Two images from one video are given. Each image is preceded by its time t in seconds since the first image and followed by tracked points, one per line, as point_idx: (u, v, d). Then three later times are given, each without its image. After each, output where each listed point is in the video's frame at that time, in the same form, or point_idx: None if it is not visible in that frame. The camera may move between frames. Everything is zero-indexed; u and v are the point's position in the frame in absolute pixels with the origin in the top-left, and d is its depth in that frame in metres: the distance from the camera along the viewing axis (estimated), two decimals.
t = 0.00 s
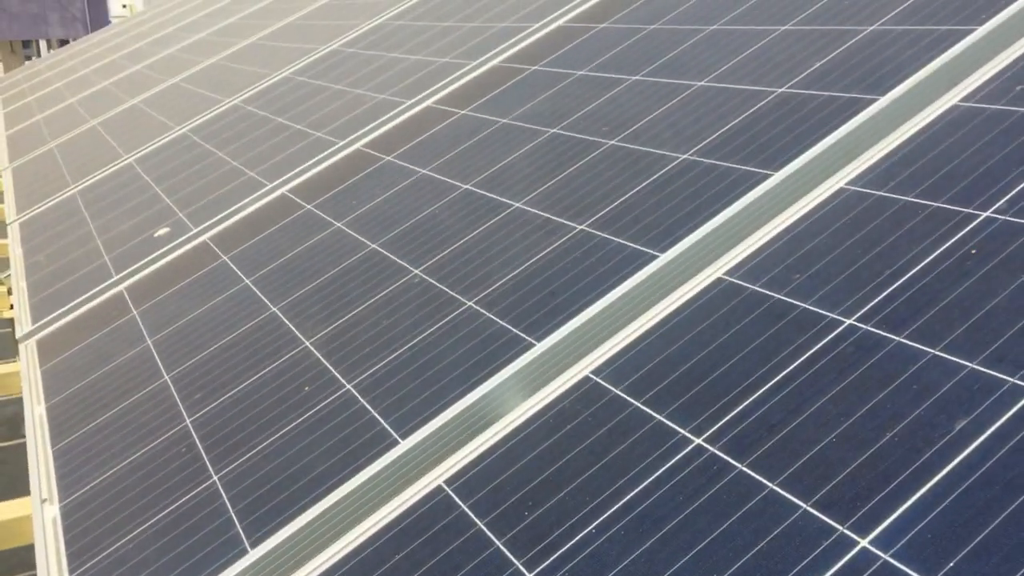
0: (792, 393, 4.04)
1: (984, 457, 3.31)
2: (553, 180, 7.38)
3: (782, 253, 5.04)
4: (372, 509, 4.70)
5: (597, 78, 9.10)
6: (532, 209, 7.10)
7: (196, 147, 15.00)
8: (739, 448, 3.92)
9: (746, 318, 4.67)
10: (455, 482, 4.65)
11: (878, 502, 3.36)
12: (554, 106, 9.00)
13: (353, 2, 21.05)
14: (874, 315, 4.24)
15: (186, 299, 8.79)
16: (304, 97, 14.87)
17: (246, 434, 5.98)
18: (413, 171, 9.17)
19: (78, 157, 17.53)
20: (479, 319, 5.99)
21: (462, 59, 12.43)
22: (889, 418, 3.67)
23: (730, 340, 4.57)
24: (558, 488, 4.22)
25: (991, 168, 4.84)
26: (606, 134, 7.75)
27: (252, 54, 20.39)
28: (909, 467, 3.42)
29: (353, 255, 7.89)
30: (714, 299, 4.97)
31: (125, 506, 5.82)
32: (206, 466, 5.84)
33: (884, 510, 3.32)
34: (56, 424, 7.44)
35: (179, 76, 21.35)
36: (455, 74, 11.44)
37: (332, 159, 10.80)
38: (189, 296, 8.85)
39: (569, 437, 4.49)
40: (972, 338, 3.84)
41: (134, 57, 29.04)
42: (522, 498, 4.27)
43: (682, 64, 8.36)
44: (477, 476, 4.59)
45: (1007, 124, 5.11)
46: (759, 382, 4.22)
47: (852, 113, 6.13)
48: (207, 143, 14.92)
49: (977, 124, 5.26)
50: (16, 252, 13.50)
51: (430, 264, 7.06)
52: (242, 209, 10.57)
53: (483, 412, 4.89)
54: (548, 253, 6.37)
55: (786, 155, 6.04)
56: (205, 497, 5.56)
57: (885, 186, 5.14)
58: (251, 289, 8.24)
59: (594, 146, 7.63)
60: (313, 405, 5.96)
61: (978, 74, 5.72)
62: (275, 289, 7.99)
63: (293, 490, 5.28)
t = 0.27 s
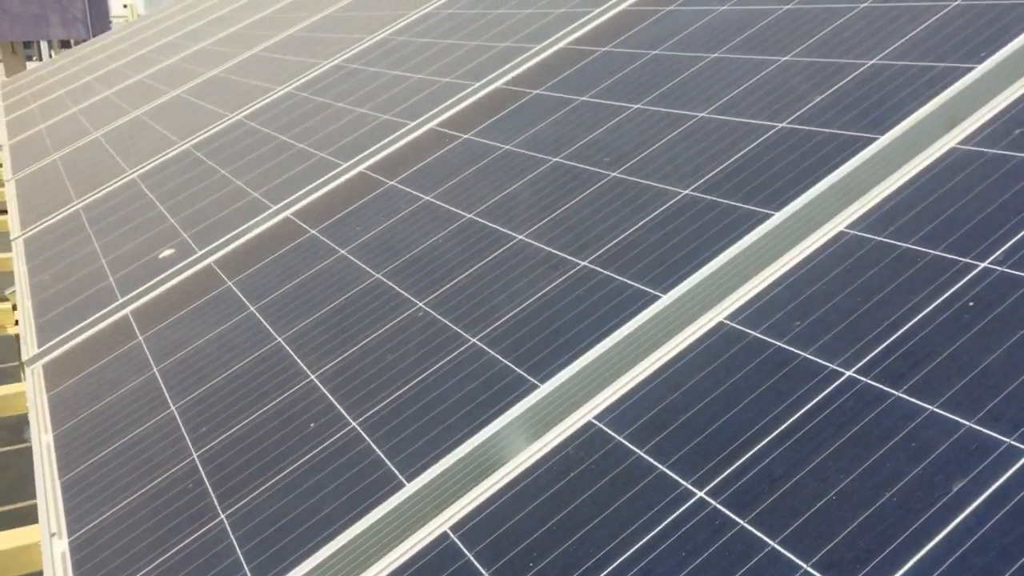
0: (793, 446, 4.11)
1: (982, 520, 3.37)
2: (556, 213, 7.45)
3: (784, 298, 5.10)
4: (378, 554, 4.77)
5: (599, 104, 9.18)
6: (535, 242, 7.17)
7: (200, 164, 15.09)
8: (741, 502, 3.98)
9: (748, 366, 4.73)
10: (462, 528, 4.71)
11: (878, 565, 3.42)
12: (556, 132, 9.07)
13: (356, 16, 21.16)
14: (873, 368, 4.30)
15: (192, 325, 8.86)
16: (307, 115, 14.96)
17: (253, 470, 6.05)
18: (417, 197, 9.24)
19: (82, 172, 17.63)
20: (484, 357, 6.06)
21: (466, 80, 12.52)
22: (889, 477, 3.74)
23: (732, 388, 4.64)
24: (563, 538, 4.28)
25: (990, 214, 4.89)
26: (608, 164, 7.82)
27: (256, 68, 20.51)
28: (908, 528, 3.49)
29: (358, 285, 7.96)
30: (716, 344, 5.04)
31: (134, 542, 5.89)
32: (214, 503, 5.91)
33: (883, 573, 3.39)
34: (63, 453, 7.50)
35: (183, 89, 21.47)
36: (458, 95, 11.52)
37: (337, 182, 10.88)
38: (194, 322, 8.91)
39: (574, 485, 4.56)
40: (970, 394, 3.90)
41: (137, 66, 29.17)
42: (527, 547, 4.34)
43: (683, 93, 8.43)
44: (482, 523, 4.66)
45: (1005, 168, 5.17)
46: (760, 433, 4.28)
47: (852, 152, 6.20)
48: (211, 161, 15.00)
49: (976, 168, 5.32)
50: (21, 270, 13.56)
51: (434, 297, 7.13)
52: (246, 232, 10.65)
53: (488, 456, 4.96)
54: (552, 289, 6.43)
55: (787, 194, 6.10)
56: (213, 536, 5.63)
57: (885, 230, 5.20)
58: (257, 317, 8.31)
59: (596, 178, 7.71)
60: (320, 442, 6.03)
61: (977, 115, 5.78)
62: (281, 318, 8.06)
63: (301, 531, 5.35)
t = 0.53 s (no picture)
0: (797, 490, 4.17)
1: (983, 571, 3.43)
2: (560, 240, 7.51)
3: (786, 336, 5.16)
4: None
5: (602, 127, 9.24)
6: (540, 270, 7.23)
7: (204, 179, 15.16)
8: (745, 546, 4.04)
9: (751, 405, 4.79)
10: (469, 566, 4.78)
11: None
12: (559, 155, 9.14)
13: (358, 29, 21.26)
14: (875, 411, 4.36)
15: (198, 347, 8.92)
16: (311, 130, 15.04)
17: (260, 500, 6.12)
18: (421, 219, 9.30)
19: (87, 186, 17.71)
20: (489, 389, 6.12)
21: (469, 98, 12.59)
22: (890, 524, 3.80)
23: (736, 428, 4.69)
24: None
25: (990, 255, 4.94)
26: (611, 191, 7.88)
27: (259, 80, 20.60)
28: None
29: (362, 309, 8.02)
30: (719, 381, 5.10)
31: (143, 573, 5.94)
32: (222, 534, 5.97)
33: None
34: (71, 477, 7.56)
35: (187, 101, 21.57)
36: (461, 113, 11.60)
37: (341, 201, 10.95)
38: (200, 344, 8.97)
39: (579, 525, 4.63)
40: (970, 442, 3.96)
41: (140, 74, 29.26)
42: None
43: (685, 118, 8.50)
44: (490, 562, 4.73)
45: (1005, 206, 5.24)
46: (764, 476, 4.34)
47: (853, 185, 6.26)
48: (214, 176, 15.07)
49: (975, 207, 5.38)
50: (26, 285, 13.61)
51: (439, 324, 7.19)
52: (250, 251, 10.72)
53: (495, 492, 5.01)
54: (555, 320, 6.50)
55: (790, 228, 6.17)
56: (222, 568, 5.69)
57: (886, 268, 5.26)
58: (263, 340, 8.37)
59: (600, 204, 7.77)
60: (327, 473, 6.09)
61: (976, 151, 5.84)
62: (286, 342, 8.13)
63: (309, 565, 5.41)
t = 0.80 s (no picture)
0: (803, 531, 4.22)
1: None
2: (566, 265, 7.57)
3: (792, 371, 5.21)
4: None
5: (606, 149, 9.30)
6: (545, 295, 7.29)
7: (209, 192, 15.22)
8: None
9: (757, 442, 4.84)
10: None
11: None
12: (564, 176, 9.19)
13: (361, 40, 21.36)
14: (880, 451, 4.41)
15: (205, 367, 8.97)
16: (315, 143, 15.11)
17: (269, 528, 6.17)
18: (427, 240, 9.36)
19: (92, 198, 17.78)
20: (497, 417, 6.18)
21: (473, 114, 12.66)
22: (896, 568, 3.85)
23: (742, 465, 4.75)
24: None
25: (993, 292, 4.99)
26: (616, 215, 7.94)
27: (262, 92, 20.68)
28: None
29: (369, 332, 8.08)
30: (725, 416, 5.15)
31: None
32: (232, 562, 6.03)
33: None
34: (80, 500, 7.60)
35: (191, 112, 21.67)
36: (466, 131, 11.66)
37: (347, 219, 11.03)
38: (207, 364, 9.02)
39: (587, 562, 4.68)
40: (974, 485, 4.01)
41: (143, 81, 29.33)
42: None
43: (690, 141, 8.55)
44: None
45: (1008, 242, 5.29)
46: (770, 515, 4.39)
47: (857, 216, 6.32)
48: (219, 189, 15.13)
49: (979, 242, 5.43)
50: (31, 299, 13.64)
51: (446, 349, 7.25)
52: (256, 269, 10.79)
53: (503, 523, 5.10)
54: (561, 348, 6.56)
55: (794, 259, 6.23)
56: None
57: (891, 303, 5.32)
58: (270, 362, 8.43)
59: (605, 229, 7.82)
60: (336, 501, 6.16)
61: (979, 184, 5.90)
62: (294, 364, 8.18)
63: None
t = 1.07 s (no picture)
0: (809, 567, 4.25)
1: None
2: (570, 287, 7.61)
3: (797, 401, 5.24)
4: None
5: (610, 167, 9.35)
6: (550, 317, 7.33)
7: (213, 204, 15.26)
8: None
9: (762, 474, 4.88)
10: None
11: None
12: (569, 194, 9.23)
13: (364, 49, 21.43)
14: (886, 486, 4.45)
15: (210, 385, 9.01)
16: (318, 155, 15.16)
17: (277, 552, 6.22)
18: (431, 258, 9.40)
19: (95, 208, 17.82)
20: (503, 443, 6.23)
21: (477, 128, 12.72)
22: None
23: (748, 498, 4.78)
24: None
25: (997, 323, 5.03)
26: (621, 236, 7.97)
27: (265, 102, 20.73)
28: None
29: (375, 352, 8.12)
30: (731, 446, 5.19)
31: None
32: None
33: None
34: (86, 520, 7.62)
35: (195, 122, 21.74)
36: (469, 146, 11.70)
37: (351, 234, 11.08)
38: (213, 382, 9.06)
39: None
40: (979, 521, 4.04)
41: (145, 87, 29.38)
42: None
43: (694, 161, 8.60)
44: None
45: (1011, 273, 5.32)
46: (776, 549, 4.42)
47: (861, 242, 6.36)
48: (223, 201, 15.17)
49: (982, 271, 5.46)
50: (36, 311, 13.66)
51: (452, 371, 7.29)
52: (260, 284, 10.83)
53: (511, 549, 5.20)
54: (566, 372, 6.61)
55: (798, 285, 6.27)
56: None
57: (895, 332, 5.35)
58: (275, 381, 8.47)
59: (610, 250, 7.87)
60: (343, 526, 6.20)
61: (983, 211, 5.93)
62: (299, 383, 8.22)
63: None
